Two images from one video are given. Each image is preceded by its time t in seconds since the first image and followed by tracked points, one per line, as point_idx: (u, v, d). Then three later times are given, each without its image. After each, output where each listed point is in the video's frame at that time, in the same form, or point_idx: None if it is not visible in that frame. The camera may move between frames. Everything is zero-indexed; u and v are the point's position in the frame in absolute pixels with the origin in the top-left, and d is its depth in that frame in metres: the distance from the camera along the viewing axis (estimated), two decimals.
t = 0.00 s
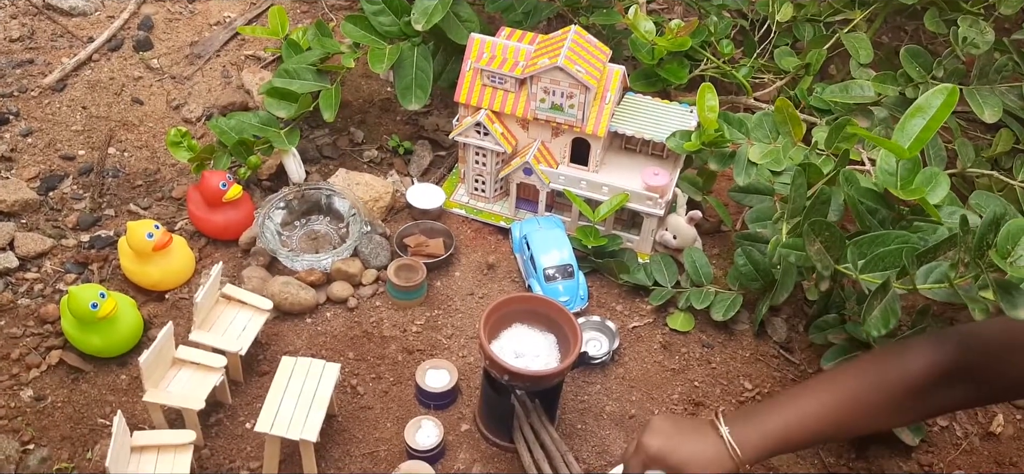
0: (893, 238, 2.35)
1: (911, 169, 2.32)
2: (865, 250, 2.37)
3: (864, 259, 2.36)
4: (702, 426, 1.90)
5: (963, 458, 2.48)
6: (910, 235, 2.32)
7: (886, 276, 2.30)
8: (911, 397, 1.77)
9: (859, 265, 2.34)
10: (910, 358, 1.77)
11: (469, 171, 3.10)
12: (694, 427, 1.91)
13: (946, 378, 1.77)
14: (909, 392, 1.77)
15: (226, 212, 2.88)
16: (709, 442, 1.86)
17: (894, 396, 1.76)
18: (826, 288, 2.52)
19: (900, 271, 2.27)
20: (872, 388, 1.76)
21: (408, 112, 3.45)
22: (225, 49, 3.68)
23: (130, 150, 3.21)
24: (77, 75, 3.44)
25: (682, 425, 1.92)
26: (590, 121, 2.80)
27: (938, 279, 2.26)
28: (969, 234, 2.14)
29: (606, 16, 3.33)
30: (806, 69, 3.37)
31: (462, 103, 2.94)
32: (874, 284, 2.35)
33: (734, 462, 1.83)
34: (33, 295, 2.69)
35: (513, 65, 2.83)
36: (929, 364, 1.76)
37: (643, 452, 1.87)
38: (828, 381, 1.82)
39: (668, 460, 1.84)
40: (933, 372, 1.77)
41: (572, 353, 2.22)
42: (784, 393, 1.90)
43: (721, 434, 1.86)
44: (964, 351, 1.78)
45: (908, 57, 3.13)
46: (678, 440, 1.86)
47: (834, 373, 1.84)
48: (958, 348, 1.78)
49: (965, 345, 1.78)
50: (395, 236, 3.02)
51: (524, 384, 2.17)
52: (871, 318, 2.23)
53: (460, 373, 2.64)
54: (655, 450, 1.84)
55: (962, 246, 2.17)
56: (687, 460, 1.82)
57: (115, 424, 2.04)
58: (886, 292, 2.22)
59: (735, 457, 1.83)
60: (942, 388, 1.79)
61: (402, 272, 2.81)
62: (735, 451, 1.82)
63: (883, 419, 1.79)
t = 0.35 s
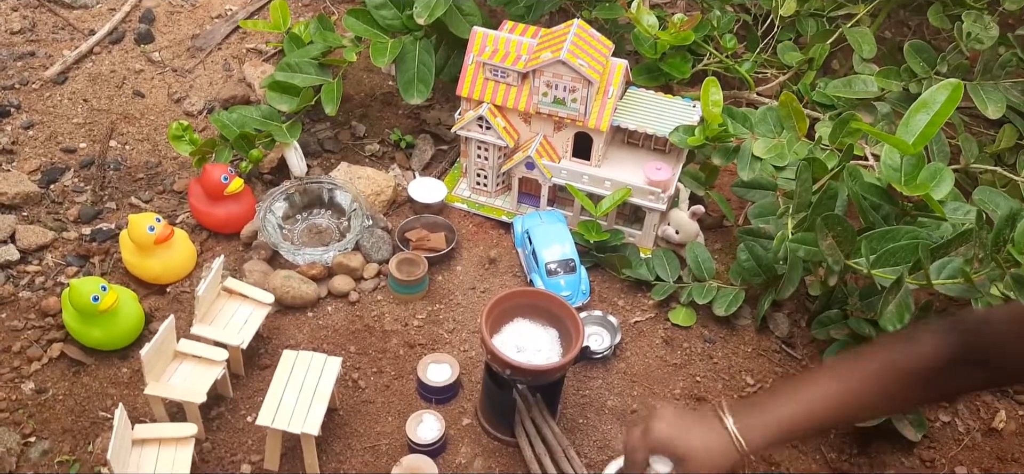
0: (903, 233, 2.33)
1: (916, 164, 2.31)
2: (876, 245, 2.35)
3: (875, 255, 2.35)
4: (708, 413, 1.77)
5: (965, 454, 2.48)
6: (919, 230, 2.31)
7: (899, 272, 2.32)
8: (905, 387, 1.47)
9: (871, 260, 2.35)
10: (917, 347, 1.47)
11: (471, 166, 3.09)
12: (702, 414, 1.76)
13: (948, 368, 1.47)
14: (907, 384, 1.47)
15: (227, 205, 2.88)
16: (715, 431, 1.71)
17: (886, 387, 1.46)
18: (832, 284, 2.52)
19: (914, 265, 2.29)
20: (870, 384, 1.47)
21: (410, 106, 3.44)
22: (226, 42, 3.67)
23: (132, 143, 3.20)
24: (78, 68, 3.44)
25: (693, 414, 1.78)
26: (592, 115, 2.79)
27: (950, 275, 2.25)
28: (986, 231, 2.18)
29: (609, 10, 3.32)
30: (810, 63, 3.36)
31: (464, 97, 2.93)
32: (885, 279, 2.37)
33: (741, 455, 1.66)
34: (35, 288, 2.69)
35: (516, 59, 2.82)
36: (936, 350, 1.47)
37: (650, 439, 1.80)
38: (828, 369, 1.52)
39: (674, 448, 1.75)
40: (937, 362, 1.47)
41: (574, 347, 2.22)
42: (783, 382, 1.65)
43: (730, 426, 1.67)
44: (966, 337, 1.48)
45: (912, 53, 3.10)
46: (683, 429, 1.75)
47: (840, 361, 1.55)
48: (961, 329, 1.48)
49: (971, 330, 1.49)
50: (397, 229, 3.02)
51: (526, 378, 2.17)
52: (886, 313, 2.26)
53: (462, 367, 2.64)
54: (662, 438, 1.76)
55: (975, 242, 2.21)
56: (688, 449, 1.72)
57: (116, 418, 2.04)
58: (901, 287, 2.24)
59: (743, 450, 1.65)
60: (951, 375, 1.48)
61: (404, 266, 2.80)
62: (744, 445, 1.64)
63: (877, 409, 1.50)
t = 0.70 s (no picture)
0: (906, 227, 2.31)
1: (921, 154, 2.30)
2: (877, 239, 2.34)
3: (875, 249, 2.33)
4: (704, 401, 1.91)
5: (969, 446, 2.47)
6: (921, 224, 2.29)
7: (899, 266, 2.29)
8: (925, 372, 1.81)
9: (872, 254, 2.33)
10: (919, 339, 1.80)
11: (474, 155, 3.07)
12: (698, 401, 1.92)
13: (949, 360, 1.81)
14: (911, 374, 1.80)
15: (230, 194, 2.86)
16: (714, 416, 1.87)
17: (895, 374, 1.79)
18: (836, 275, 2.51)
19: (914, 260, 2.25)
20: (870, 374, 1.79)
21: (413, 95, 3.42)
22: (228, 30, 3.65)
23: (134, 131, 3.19)
24: (79, 56, 3.42)
25: (686, 400, 1.92)
26: (596, 104, 2.78)
27: (952, 270, 2.22)
28: (987, 226, 2.11)
29: None
30: (815, 53, 3.34)
31: (467, 86, 2.91)
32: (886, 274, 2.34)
33: (738, 438, 1.84)
34: (37, 277, 2.68)
35: (520, 47, 2.80)
36: (937, 347, 1.79)
37: (647, 426, 1.86)
38: (840, 358, 1.83)
39: (672, 433, 1.83)
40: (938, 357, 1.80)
41: (578, 337, 2.21)
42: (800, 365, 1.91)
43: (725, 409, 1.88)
44: (974, 335, 1.80)
45: (919, 43, 3.08)
46: (683, 414, 1.86)
47: (842, 352, 1.85)
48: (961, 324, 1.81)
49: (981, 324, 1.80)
50: (399, 219, 3.00)
51: (529, 368, 2.16)
52: (884, 309, 2.20)
53: (465, 357, 2.64)
54: (661, 423, 1.84)
55: (976, 236, 2.15)
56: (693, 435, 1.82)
57: (119, 405, 2.04)
58: (900, 283, 2.20)
59: (739, 434, 1.84)
60: (950, 368, 1.83)
61: (407, 256, 2.79)
62: (740, 428, 1.84)
63: (893, 397, 1.83)
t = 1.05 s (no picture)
0: (915, 197, 2.29)
1: (931, 126, 2.27)
2: (886, 210, 2.32)
3: (885, 219, 2.33)
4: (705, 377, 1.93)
5: (972, 421, 2.47)
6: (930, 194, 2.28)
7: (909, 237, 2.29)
8: (927, 352, 1.70)
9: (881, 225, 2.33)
10: (918, 317, 1.70)
11: (477, 128, 3.04)
12: (699, 378, 1.95)
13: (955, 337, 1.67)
14: (910, 354, 1.70)
15: (231, 167, 2.85)
16: (714, 391, 1.89)
17: (888, 357, 1.71)
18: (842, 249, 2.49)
19: (924, 229, 2.23)
20: (866, 354, 1.73)
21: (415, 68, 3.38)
22: (229, 2, 3.61)
23: (135, 104, 3.16)
24: (79, 28, 3.39)
25: (687, 377, 1.95)
26: (601, 78, 2.75)
27: (961, 239, 2.20)
28: (998, 194, 2.13)
29: None
30: (822, 27, 3.29)
31: (471, 59, 2.88)
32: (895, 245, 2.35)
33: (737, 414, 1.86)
34: (39, 250, 2.67)
35: (524, 20, 2.76)
36: (939, 324, 1.68)
37: (646, 401, 1.91)
38: (846, 334, 1.78)
39: (670, 408, 1.87)
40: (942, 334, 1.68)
41: (581, 313, 2.20)
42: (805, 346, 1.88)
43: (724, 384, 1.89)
44: (983, 310, 1.64)
45: (927, 16, 3.02)
46: (682, 391, 1.90)
47: (844, 332, 1.80)
48: (971, 298, 1.66)
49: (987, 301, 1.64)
50: (403, 193, 2.98)
51: (533, 343, 2.15)
52: (894, 277, 2.24)
53: (468, 332, 2.63)
54: (658, 399, 1.88)
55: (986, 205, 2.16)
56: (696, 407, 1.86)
57: (123, 378, 2.04)
58: (909, 252, 2.23)
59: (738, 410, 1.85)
60: (961, 345, 1.68)
61: (410, 230, 2.78)
62: (739, 404, 1.85)
63: (895, 377, 1.74)
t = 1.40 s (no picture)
0: (918, 178, 2.29)
1: (937, 105, 2.25)
2: (889, 191, 2.32)
3: (886, 201, 2.31)
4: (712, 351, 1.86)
5: (976, 401, 2.46)
6: (934, 175, 2.28)
7: (911, 217, 2.27)
8: (935, 319, 1.69)
9: (882, 206, 2.30)
10: (926, 285, 1.69)
11: (481, 108, 3.03)
12: (708, 351, 1.87)
13: (962, 303, 1.69)
14: (920, 319, 1.69)
15: (234, 146, 2.84)
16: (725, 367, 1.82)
17: (899, 321, 1.68)
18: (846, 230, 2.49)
19: (926, 211, 2.23)
20: (877, 321, 1.69)
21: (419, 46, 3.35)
22: None
23: (138, 82, 3.15)
24: (81, 5, 3.36)
25: (695, 350, 1.87)
26: (606, 57, 2.73)
27: (963, 221, 2.22)
28: (1001, 175, 2.15)
29: None
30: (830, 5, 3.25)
31: (475, 38, 2.85)
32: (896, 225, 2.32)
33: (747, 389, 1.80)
34: (43, 228, 2.67)
35: None
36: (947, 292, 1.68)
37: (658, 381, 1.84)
38: (847, 307, 1.73)
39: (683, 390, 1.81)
40: (951, 299, 1.69)
41: (585, 293, 2.19)
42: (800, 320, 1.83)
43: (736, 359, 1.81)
44: (980, 276, 1.69)
45: None
46: (692, 367, 1.82)
47: (846, 303, 1.76)
48: (974, 264, 1.70)
49: (984, 269, 1.69)
50: (407, 173, 2.97)
51: (537, 322, 2.15)
52: (894, 258, 2.22)
53: (472, 311, 2.64)
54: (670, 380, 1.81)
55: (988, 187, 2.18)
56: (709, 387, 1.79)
57: (127, 357, 2.05)
58: (910, 233, 2.20)
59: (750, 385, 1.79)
60: (965, 314, 1.71)
61: (414, 210, 2.77)
62: (750, 379, 1.79)
63: (902, 345, 1.72)
